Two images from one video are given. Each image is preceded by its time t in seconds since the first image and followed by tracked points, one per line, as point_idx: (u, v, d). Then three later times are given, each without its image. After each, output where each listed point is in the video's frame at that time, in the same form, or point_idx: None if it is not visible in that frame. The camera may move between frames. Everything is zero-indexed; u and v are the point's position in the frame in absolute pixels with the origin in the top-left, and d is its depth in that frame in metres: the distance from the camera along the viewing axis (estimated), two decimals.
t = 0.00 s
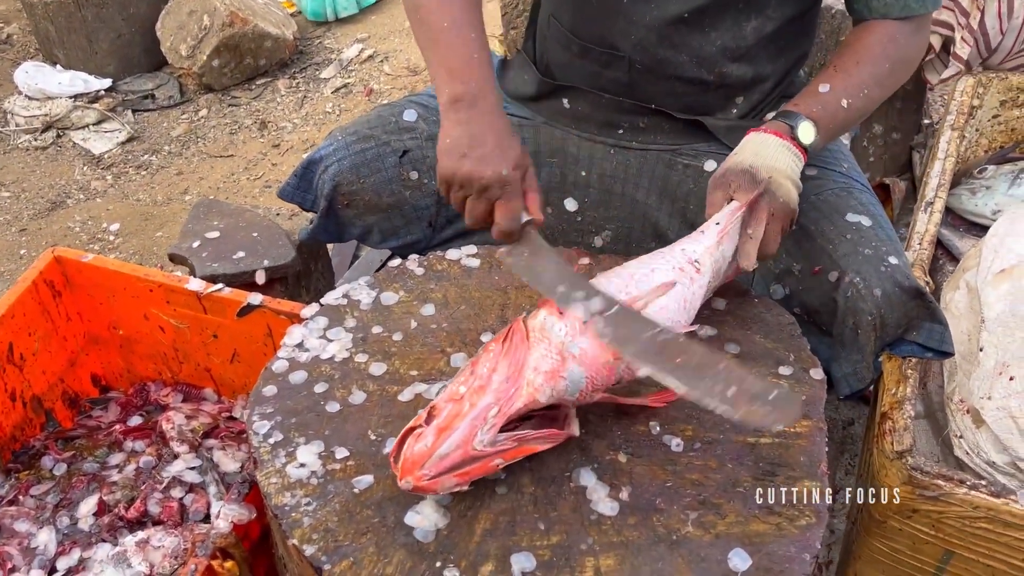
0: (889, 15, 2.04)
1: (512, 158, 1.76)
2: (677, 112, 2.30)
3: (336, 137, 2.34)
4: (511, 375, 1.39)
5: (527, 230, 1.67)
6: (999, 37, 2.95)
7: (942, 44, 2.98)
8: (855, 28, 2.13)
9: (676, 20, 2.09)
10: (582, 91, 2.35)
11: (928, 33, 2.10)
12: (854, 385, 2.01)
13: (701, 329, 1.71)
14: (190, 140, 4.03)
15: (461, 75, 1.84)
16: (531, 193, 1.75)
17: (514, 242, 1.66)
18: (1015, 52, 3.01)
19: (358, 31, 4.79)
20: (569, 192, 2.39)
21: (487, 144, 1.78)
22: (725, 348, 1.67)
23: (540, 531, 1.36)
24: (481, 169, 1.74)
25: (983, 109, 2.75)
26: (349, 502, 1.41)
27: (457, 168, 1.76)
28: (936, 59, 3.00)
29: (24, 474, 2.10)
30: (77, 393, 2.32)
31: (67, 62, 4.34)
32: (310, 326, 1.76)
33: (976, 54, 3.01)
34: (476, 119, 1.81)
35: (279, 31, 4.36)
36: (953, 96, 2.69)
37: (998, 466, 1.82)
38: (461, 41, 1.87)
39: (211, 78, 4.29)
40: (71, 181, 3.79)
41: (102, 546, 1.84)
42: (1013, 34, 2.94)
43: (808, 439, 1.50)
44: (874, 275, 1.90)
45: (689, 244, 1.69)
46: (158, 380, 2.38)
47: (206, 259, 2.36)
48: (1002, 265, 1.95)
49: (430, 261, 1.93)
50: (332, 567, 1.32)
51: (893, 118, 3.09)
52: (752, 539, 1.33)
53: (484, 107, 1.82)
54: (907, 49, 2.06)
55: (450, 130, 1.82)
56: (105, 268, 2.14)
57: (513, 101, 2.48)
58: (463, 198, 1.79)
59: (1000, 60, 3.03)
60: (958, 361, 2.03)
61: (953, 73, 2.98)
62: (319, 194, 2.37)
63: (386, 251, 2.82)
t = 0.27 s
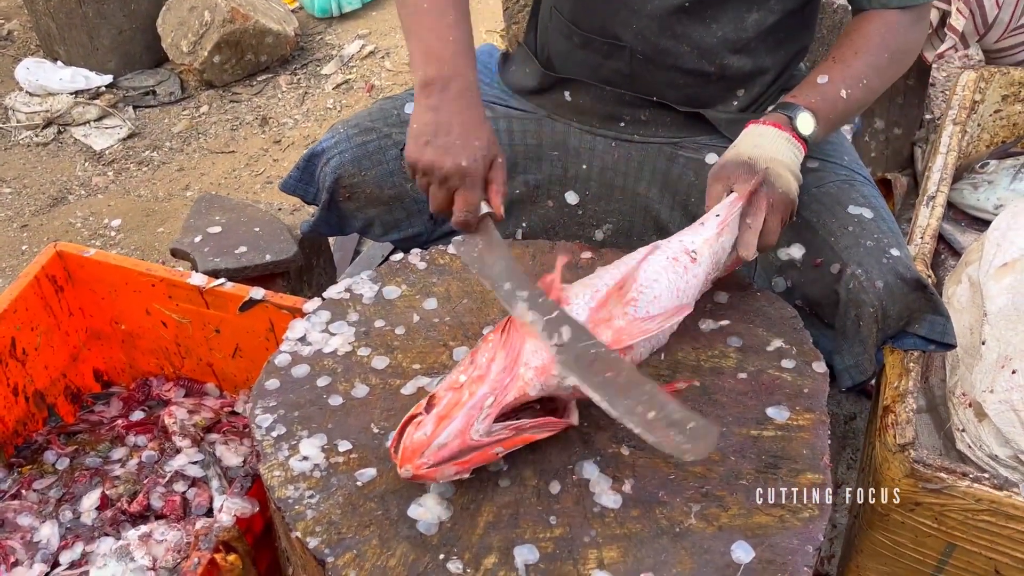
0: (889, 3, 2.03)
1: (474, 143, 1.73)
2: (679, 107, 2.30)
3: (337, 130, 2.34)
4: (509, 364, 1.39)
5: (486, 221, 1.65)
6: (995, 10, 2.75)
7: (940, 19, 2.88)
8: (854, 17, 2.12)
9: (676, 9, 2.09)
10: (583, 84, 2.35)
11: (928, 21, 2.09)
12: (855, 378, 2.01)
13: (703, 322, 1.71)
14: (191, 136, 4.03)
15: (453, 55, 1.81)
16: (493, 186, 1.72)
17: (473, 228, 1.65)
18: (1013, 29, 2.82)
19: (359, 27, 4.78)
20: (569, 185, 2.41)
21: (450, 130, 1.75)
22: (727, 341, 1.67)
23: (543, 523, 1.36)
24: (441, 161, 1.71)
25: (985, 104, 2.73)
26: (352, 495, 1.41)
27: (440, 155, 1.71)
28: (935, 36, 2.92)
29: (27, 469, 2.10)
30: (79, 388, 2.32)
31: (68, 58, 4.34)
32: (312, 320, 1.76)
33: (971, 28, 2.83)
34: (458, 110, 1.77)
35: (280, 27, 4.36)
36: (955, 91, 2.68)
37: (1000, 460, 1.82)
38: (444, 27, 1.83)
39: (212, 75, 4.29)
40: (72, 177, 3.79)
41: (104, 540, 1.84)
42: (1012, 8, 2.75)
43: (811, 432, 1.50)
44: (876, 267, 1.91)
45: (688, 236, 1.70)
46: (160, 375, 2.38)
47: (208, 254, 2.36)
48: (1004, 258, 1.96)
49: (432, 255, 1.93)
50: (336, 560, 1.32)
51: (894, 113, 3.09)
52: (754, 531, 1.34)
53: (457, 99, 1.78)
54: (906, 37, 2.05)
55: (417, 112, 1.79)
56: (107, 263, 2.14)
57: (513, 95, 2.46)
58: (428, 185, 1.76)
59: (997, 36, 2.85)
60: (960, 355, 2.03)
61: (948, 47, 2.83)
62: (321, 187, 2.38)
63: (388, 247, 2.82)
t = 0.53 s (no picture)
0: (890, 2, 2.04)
1: (448, 144, 1.73)
2: (683, 106, 2.29)
3: (341, 128, 2.34)
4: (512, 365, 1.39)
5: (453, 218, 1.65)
6: None
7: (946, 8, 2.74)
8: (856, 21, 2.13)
9: (680, 6, 2.09)
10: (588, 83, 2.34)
11: (930, 23, 2.09)
12: (862, 376, 2.01)
13: (708, 320, 1.71)
14: (193, 135, 4.03)
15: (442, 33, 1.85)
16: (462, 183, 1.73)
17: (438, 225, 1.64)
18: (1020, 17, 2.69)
19: (360, 27, 4.78)
20: (574, 183, 2.41)
21: (422, 128, 1.75)
22: (733, 340, 1.67)
23: (551, 522, 1.36)
24: (416, 156, 1.71)
25: (989, 101, 2.73)
26: (359, 494, 1.41)
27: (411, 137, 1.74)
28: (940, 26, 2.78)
29: (32, 468, 2.10)
30: (83, 387, 2.32)
31: (70, 58, 4.34)
32: (317, 319, 1.76)
33: (978, 17, 2.67)
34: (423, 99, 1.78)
35: (282, 26, 4.36)
36: (958, 89, 2.68)
37: (1006, 458, 1.82)
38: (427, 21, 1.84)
39: (214, 74, 4.29)
40: (75, 176, 3.79)
41: (110, 540, 1.85)
42: None
43: (818, 430, 1.50)
44: (882, 265, 1.90)
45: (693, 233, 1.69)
46: (164, 374, 2.38)
47: (212, 253, 2.36)
48: (1009, 257, 1.97)
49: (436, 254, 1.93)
50: (343, 559, 1.32)
51: (898, 111, 3.09)
52: (761, 530, 1.34)
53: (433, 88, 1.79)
54: (907, 37, 2.05)
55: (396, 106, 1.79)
56: (112, 262, 2.14)
57: (518, 93, 2.46)
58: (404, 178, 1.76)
59: (1003, 25, 2.72)
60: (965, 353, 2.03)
61: (955, 36, 2.68)
62: (326, 186, 2.38)
63: (391, 246, 2.81)
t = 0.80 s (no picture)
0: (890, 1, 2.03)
1: (440, 128, 1.71)
2: (682, 109, 2.29)
3: (341, 131, 2.34)
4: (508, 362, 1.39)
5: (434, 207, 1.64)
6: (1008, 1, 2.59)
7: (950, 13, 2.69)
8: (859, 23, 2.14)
9: (677, 8, 2.09)
10: (587, 86, 2.34)
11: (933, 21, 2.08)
12: (861, 379, 2.01)
13: (710, 323, 1.71)
14: (193, 137, 4.03)
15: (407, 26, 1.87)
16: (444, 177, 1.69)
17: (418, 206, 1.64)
18: None
19: (360, 27, 4.78)
20: (574, 186, 2.41)
21: (408, 116, 1.73)
22: (734, 342, 1.68)
23: (553, 526, 1.36)
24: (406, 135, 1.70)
25: (989, 102, 2.73)
26: (362, 498, 1.41)
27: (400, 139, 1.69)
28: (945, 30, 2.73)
29: (34, 472, 2.10)
30: (85, 390, 2.32)
31: (70, 60, 4.34)
32: (319, 322, 1.76)
33: (982, 20, 2.67)
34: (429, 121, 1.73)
35: (281, 28, 4.36)
36: (959, 90, 2.68)
37: (1008, 460, 1.82)
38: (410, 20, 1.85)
39: (214, 76, 4.29)
40: (75, 178, 3.79)
41: (112, 543, 1.85)
42: None
43: (820, 433, 1.50)
44: (881, 268, 1.90)
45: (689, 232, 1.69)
46: (166, 377, 2.38)
47: (213, 256, 2.36)
48: (1010, 258, 1.97)
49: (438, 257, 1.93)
50: (346, 563, 1.33)
51: (898, 111, 3.09)
52: (764, 533, 1.34)
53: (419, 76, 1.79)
54: (909, 34, 2.04)
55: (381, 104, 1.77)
56: (113, 266, 2.14)
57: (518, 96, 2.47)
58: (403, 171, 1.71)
59: (1007, 30, 2.74)
60: (966, 354, 2.04)
61: (960, 41, 2.63)
62: (326, 188, 2.38)
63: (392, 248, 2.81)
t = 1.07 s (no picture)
0: None
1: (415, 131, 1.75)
2: (678, 108, 2.29)
3: (337, 132, 2.36)
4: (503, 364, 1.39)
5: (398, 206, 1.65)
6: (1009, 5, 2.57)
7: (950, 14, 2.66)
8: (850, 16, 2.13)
9: (673, 3, 2.10)
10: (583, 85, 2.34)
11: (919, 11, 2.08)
12: (860, 377, 2.01)
13: (706, 322, 1.71)
14: (190, 138, 4.02)
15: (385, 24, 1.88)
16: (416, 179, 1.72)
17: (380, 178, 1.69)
18: None
19: (357, 27, 4.78)
20: (571, 185, 2.40)
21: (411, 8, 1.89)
22: (730, 341, 1.68)
23: (549, 525, 1.36)
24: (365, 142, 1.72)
25: (986, 100, 2.73)
26: (358, 497, 1.41)
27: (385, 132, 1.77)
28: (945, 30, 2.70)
29: (30, 473, 2.10)
30: (82, 391, 2.32)
31: (66, 60, 4.34)
32: (315, 322, 1.76)
33: (981, 23, 2.65)
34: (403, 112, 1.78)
35: (279, 28, 4.35)
36: (955, 88, 2.68)
37: (1004, 457, 1.82)
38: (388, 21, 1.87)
39: (211, 76, 4.28)
40: (72, 179, 3.78)
41: (109, 544, 1.84)
42: None
43: (816, 431, 1.50)
44: (880, 265, 1.90)
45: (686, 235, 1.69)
46: (162, 378, 2.38)
47: (210, 256, 2.35)
48: (1006, 256, 1.98)
49: (434, 257, 1.93)
50: (341, 563, 1.32)
51: (895, 110, 3.09)
52: (760, 531, 1.34)
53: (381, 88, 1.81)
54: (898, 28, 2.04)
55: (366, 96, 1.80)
56: (109, 266, 2.14)
57: (514, 96, 2.46)
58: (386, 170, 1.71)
59: (1006, 31, 2.71)
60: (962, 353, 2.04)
61: (959, 44, 2.58)
62: (322, 189, 2.38)
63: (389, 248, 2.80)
